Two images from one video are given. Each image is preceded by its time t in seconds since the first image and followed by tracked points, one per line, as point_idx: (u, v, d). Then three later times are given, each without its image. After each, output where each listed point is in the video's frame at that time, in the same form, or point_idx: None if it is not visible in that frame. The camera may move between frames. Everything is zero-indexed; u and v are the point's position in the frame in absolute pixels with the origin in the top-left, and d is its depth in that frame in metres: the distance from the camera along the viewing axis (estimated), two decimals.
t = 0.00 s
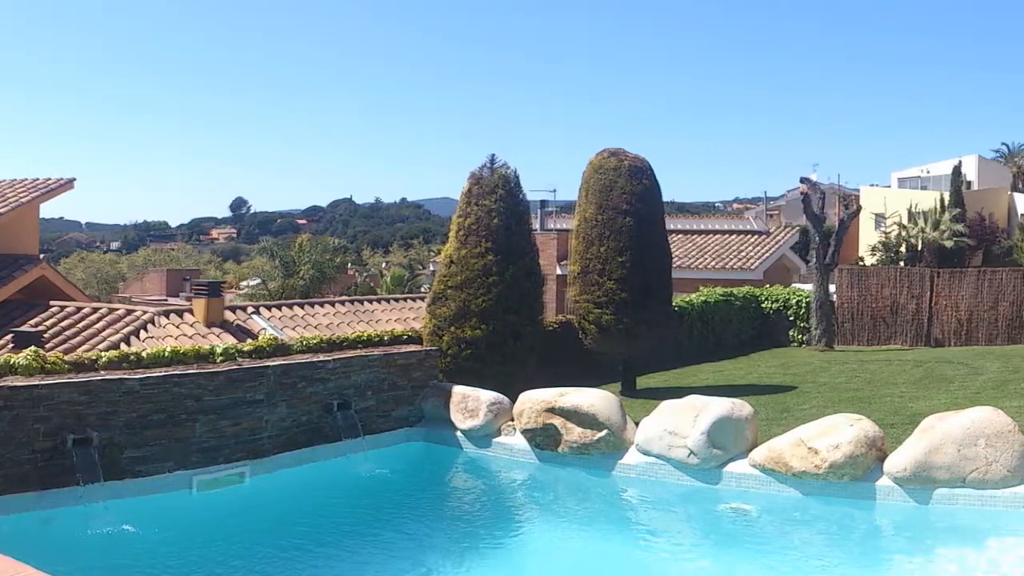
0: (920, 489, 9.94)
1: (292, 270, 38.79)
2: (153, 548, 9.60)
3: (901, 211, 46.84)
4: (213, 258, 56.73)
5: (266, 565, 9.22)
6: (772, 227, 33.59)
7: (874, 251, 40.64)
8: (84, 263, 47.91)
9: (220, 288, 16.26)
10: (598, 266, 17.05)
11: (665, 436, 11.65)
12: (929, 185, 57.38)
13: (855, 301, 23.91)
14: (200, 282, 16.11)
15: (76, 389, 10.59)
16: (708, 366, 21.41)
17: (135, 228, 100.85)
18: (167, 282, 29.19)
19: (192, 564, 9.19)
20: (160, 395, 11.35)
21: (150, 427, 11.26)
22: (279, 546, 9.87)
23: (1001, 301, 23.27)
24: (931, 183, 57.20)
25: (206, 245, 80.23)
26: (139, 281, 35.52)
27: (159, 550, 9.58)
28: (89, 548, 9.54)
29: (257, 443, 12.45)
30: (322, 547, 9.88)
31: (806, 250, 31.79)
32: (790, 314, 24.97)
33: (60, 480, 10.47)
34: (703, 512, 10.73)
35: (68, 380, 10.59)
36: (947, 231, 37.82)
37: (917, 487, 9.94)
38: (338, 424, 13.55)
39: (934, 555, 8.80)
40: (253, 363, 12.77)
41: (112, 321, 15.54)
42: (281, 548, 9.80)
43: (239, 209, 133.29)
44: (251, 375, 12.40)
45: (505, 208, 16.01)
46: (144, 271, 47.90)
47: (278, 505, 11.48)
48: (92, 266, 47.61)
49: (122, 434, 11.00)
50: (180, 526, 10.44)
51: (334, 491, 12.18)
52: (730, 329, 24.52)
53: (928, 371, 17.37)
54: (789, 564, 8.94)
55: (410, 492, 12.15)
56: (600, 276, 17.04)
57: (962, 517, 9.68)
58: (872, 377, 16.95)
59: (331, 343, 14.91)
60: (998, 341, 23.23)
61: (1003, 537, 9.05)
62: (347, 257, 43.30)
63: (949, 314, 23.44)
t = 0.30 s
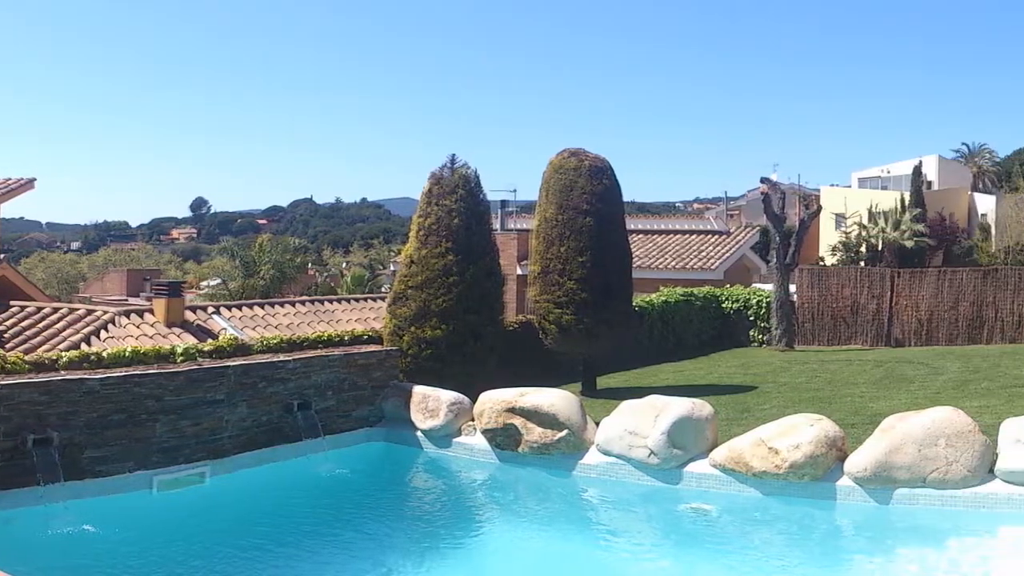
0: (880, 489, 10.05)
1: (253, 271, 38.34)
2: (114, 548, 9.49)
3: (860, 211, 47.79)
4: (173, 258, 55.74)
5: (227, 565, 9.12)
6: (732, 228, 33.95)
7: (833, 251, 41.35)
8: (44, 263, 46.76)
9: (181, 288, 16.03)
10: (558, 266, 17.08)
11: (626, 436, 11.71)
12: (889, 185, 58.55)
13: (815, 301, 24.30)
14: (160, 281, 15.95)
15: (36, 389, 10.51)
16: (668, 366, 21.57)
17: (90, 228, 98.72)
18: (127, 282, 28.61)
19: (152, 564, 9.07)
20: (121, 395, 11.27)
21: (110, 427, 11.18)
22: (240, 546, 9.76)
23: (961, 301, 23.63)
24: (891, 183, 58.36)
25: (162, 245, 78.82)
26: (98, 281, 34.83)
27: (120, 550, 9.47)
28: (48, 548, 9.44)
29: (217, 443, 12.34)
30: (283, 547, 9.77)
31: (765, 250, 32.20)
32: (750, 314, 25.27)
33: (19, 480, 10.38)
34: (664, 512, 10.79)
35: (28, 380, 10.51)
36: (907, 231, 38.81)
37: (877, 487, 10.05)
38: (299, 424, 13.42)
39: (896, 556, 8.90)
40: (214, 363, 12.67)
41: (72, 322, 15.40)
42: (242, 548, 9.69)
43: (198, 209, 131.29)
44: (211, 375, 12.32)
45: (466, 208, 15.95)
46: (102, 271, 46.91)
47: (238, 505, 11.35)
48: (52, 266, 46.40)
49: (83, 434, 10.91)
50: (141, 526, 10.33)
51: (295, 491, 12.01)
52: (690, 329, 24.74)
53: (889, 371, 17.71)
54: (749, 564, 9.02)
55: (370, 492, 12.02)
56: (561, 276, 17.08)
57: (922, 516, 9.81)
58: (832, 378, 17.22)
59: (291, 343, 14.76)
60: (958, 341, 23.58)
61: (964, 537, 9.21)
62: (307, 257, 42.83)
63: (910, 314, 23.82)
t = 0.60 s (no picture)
0: (840, 489, 10.18)
1: (213, 270, 37.81)
2: (73, 549, 9.49)
3: (821, 211, 48.59)
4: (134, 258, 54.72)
5: (187, 564, 9.08)
6: (692, 227, 34.24)
7: (795, 251, 41.99)
8: (3, 263, 45.69)
9: (142, 288, 15.75)
10: (518, 266, 17.06)
11: (586, 436, 11.75)
12: (850, 185, 59.54)
13: (775, 301, 24.68)
14: (121, 281, 15.75)
15: None
16: (628, 366, 21.70)
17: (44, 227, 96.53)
18: (87, 282, 27.97)
19: (114, 564, 9.08)
20: (81, 395, 11.26)
21: (71, 427, 11.17)
22: (200, 546, 9.70)
23: (922, 301, 23.83)
24: (852, 183, 59.39)
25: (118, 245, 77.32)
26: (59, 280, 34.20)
27: (79, 550, 9.46)
28: (7, 547, 9.44)
29: (178, 443, 12.27)
30: (244, 547, 9.70)
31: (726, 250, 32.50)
32: (710, 314, 25.54)
33: None
34: (624, 512, 10.83)
35: None
36: (868, 231, 39.47)
37: (837, 487, 10.18)
38: (259, 424, 13.33)
39: (855, 556, 8.99)
40: (174, 363, 12.58)
41: (32, 322, 15.18)
42: (202, 548, 9.63)
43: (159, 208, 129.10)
44: (172, 374, 12.26)
45: (426, 208, 15.85)
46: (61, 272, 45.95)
47: (196, 505, 11.27)
48: (12, 266, 45.25)
49: (43, 434, 10.93)
50: (101, 525, 10.34)
51: (254, 491, 11.89)
52: (651, 329, 24.91)
53: (849, 371, 18.02)
54: (708, 564, 9.10)
55: (330, 493, 11.90)
56: (521, 276, 17.06)
57: (882, 516, 9.92)
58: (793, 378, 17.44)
59: (251, 342, 14.56)
60: (919, 341, 23.78)
61: (923, 537, 9.32)
62: (267, 257, 42.32)
63: (870, 314, 24.12)
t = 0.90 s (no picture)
0: (801, 489, 10.28)
1: (173, 270, 37.13)
2: (35, 549, 9.38)
3: (781, 211, 49.27)
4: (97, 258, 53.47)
5: (148, 564, 8.98)
6: (652, 227, 34.45)
7: (755, 251, 42.56)
8: None
9: (102, 288, 15.58)
10: (479, 266, 17.03)
11: (546, 436, 11.76)
12: (810, 185, 60.47)
13: (737, 301, 25.08)
14: (81, 281, 15.49)
15: None
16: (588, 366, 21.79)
17: None
18: (47, 282, 27.09)
19: (74, 563, 9.01)
20: (42, 395, 11.07)
21: (31, 427, 10.96)
22: (162, 546, 9.60)
23: (882, 301, 24.12)
24: (812, 183, 60.24)
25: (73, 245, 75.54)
26: (20, 280, 33.36)
27: (40, 550, 9.35)
28: None
29: (138, 443, 12.13)
30: (204, 547, 9.58)
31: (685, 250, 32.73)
32: (670, 314, 25.76)
33: None
34: (584, 512, 10.87)
35: None
36: (828, 231, 40.06)
37: (797, 487, 10.28)
38: (220, 424, 13.17)
39: (816, 556, 9.10)
40: (134, 363, 12.43)
41: None
42: (163, 548, 9.52)
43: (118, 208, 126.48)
44: (132, 374, 12.12)
45: (387, 208, 15.72)
46: (18, 273, 44.73)
47: (156, 505, 11.13)
48: None
49: (3, 434, 10.71)
50: (61, 526, 10.21)
51: (213, 492, 11.72)
52: (612, 328, 25.03)
53: (810, 371, 18.29)
54: (669, 564, 9.16)
55: (290, 493, 11.75)
56: (481, 276, 17.02)
57: (842, 515, 10.02)
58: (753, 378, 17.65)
59: (211, 342, 14.32)
60: (879, 340, 24.09)
61: (884, 536, 9.42)
62: (226, 256, 41.65)
63: (831, 314, 24.44)
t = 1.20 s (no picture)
0: (761, 489, 10.39)
1: (133, 270, 36.44)
2: None
3: (741, 211, 49.91)
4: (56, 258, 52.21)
5: (109, 565, 8.86)
6: (612, 227, 34.63)
7: (716, 250, 43.06)
8: None
9: (63, 288, 15.24)
10: (439, 266, 16.95)
11: (507, 437, 11.74)
12: (770, 184, 61.28)
13: (696, 301, 25.35)
14: (41, 281, 15.06)
15: None
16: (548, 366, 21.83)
17: None
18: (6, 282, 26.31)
19: (33, 563, 8.87)
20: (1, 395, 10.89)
21: None
22: (124, 545, 9.45)
23: (842, 301, 24.48)
24: (772, 183, 61.04)
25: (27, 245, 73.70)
26: None
27: None
28: None
29: (98, 443, 11.95)
30: (165, 547, 9.42)
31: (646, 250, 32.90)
32: (631, 314, 25.96)
33: None
34: (545, 512, 10.87)
35: None
36: (788, 231, 40.66)
37: (758, 487, 10.39)
38: (180, 424, 12.98)
39: (776, 556, 9.21)
40: (94, 363, 12.24)
41: None
42: (125, 548, 9.38)
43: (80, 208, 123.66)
44: (93, 374, 11.94)
45: (347, 208, 15.57)
46: None
47: (115, 505, 10.93)
48: None
49: None
50: (21, 526, 10.03)
51: (173, 491, 11.52)
52: (572, 328, 25.10)
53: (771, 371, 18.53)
54: (629, 564, 9.20)
55: (250, 493, 11.57)
56: (442, 276, 16.95)
57: (801, 515, 10.13)
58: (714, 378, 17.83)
59: (172, 342, 14.07)
60: (839, 341, 24.48)
61: (844, 536, 9.53)
62: (186, 256, 40.99)
63: (791, 314, 24.78)
